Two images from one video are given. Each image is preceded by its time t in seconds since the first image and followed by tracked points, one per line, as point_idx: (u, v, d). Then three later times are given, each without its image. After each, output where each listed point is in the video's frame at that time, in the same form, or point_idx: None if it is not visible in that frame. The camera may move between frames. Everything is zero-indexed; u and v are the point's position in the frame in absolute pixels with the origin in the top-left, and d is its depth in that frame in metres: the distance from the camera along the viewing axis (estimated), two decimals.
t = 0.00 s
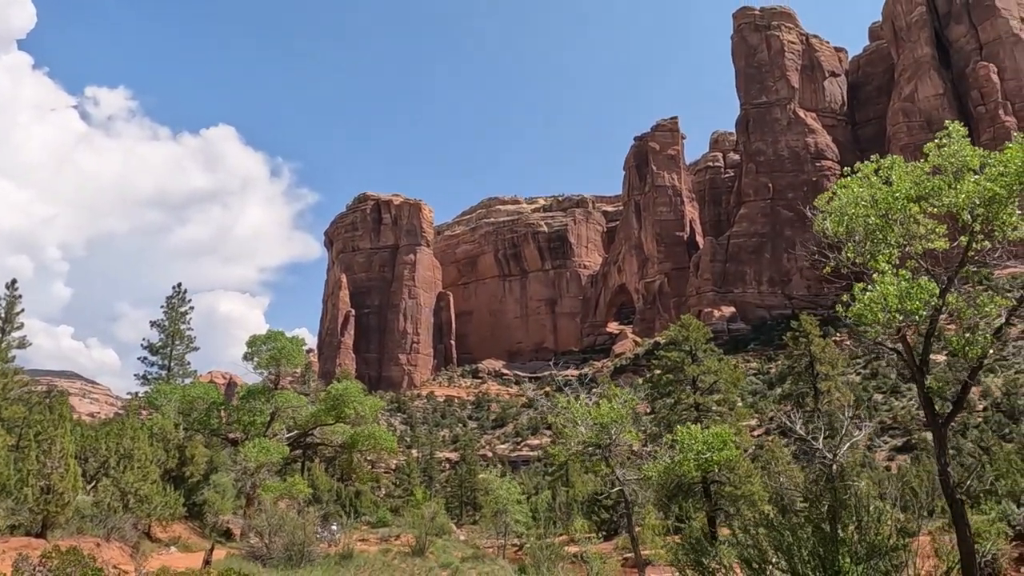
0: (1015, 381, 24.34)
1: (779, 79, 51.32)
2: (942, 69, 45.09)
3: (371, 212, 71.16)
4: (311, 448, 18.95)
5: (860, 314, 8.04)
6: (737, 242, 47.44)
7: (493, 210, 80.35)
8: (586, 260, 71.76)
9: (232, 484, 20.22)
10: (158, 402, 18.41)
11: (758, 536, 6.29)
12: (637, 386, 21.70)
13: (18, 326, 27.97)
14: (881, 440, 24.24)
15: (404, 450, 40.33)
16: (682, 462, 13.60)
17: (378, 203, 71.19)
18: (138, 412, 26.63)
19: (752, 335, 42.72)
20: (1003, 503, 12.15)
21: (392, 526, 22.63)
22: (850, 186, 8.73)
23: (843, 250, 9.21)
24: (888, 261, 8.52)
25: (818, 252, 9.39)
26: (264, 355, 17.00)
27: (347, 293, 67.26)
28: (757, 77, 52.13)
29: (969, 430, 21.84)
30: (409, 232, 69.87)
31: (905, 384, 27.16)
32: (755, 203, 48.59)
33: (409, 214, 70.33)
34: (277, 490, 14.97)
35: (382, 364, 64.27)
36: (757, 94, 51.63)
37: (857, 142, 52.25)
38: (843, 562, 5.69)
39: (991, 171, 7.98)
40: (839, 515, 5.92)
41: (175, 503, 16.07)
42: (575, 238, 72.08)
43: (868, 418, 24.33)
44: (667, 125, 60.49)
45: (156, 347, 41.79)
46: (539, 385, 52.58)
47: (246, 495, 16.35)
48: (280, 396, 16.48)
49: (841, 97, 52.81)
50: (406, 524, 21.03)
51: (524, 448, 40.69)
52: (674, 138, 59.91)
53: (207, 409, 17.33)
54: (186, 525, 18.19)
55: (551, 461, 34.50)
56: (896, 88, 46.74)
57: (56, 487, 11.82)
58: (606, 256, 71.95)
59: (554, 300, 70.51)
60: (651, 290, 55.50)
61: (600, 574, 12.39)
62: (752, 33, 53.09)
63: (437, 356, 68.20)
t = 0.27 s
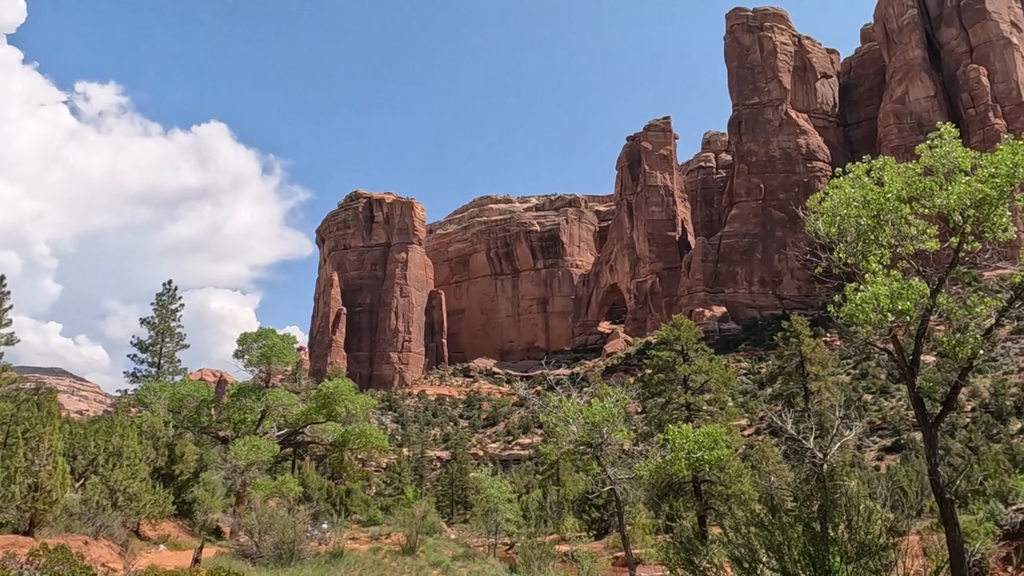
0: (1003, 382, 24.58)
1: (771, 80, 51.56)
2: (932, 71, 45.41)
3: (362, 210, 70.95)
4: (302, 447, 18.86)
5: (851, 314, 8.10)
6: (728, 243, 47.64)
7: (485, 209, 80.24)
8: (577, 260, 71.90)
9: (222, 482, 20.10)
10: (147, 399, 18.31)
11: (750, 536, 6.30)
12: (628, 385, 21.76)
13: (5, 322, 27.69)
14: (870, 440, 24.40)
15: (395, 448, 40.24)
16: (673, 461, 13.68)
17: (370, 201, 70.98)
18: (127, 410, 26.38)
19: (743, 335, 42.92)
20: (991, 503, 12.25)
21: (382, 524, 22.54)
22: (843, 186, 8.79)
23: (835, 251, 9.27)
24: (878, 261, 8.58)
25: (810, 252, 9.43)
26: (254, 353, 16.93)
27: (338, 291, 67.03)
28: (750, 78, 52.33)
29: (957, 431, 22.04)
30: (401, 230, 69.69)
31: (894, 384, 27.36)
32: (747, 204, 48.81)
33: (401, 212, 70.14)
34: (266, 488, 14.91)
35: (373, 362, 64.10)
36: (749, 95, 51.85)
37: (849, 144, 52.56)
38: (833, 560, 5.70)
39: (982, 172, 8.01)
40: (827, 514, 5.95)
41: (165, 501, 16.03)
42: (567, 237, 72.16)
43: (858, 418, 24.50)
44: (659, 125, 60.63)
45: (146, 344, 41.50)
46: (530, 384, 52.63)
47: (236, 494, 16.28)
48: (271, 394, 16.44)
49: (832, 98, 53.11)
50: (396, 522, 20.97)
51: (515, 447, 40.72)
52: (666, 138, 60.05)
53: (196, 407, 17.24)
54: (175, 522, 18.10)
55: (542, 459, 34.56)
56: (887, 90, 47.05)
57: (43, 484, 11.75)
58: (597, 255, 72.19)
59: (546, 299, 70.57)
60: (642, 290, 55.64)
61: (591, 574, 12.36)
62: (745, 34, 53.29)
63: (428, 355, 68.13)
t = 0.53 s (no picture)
0: (991, 383, 24.82)
1: (765, 82, 51.78)
2: (924, 74, 45.72)
3: (355, 208, 70.75)
4: (294, 445, 18.80)
5: (844, 314, 8.15)
6: (720, 243, 47.82)
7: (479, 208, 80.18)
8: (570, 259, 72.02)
9: (212, 481, 20.01)
10: (138, 397, 18.20)
11: (742, 536, 6.34)
12: (621, 384, 21.82)
13: None
14: (860, 440, 24.59)
15: (387, 447, 40.17)
16: (666, 461, 13.74)
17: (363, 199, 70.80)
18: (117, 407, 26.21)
19: (735, 335, 43.09)
20: (979, 503, 12.37)
21: (374, 523, 22.51)
22: (836, 188, 8.85)
23: (828, 251, 9.33)
24: (871, 262, 8.64)
25: (804, 253, 9.48)
26: (246, 351, 16.87)
27: (330, 289, 66.82)
28: (743, 79, 52.54)
29: (946, 431, 22.24)
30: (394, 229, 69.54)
31: (884, 385, 27.58)
32: (739, 204, 49.01)
33: (394, 211, 69.98)
34: (258, 486, 14.85)
35: (365, 361, 63.95)
36: (742, 96, 52.06)
37: (841, 145, 52.85)
38: (824, 560, 5.74)
39: (975, 174, 8.06)
40: (820, 513, 5.99)
41: (155, 499, 15.94)
42: (560, 237, 72.26)
43: (849, 419, 24.68)
44: (652, 125, 60.79)
45: (137, 341, 41.25)
46: (522, 383, 52.64)
47: (227, 492, 16.22)
48: (263, 392, 16.38)
49: (825, 100, 53.40)
50: (388, 521, 20.96)
51: (507, 446, 40.75)
52: (659, 138, 60.21)
53: (187, 405, 17.16)
54: (165, 521, 18.01)
55: (534, 458, 34.61)
56: (879, 92, 47.33)
57: (33, 483, 11.65)
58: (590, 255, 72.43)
59: (538, 299, 70.63)
60: (635, 290, 55.76)
61: (583, 573, 12.39)
62: (738, 35, 53.51)
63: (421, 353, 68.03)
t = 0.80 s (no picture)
0: (981, 384, 25.03)
1: (758, 83, 51.96)
2: (917, 76, 46.01)
3: (348, 207, 70.56)
4: (286, 444, 18.72)
5: (837, 314, 8.21)
6: (713, 243, 47.99)
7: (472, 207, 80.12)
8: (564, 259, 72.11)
9: (204, 479, 19.91)
10: (129, 395, 18.09)
11: (735, 535, 6.36)
12: (614, 384, 21.86)
13: None
14: (852, 440, 24.74)
15: (380, 446, 40.09)
16: (659, 460, 13.78)
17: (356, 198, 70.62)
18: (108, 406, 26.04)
19: (728, 335, 43.25)
20: (970, 503, 12.46)
21: (366, 522, 22.45)
22: (829, 188, 8.91)
23: (821, 252, 9.38)
24: (864, 263, 8.69)
25: (797, 253, 9.54)
26: (239, 349, 16.80)
27: (323, 288, 66.60)
28: (736, 80, 52.74)
29: (937, 431, 22.40)
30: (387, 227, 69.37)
31: (876, 386, 27.75)
32: (732, 205, 49.20)
33: (387, 209, 69.81)
34: (250, 485, 14.79)
35: (358, 359, 63.80)
36: (736, 96, 52.25)
37: (833, 146, 53.11)
38: (817, 560, 5.77)
39: (968, 175, 8.11)
40: (813, 512, 6.02)
41: (146, 498, 15.86)
42: (553, 236, 72.33)
43: (841, 419, 24.81)
44: (646, 125, 60.92)
45: (128, 339, 40.98)
46: (515, 383, 52.65)
47: (219, 491, 16.15)
48: (255, 391, 16.32)
49: (817, 101, 53.66)
50: (381, 521, 20.93)
51: (499, 445, 40.74)
52: (653, 138, 60.35)
53: (179, 403, 17.07)
54: (156, 520, 17.90)
55: (526, 458, 34.66)
56: (872, 94, 47.59)
57: (23, 481, 11.54)
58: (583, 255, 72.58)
59: (532, 298, 70.67)
60: (628, 290, 55.86)
61: (575, 572, 12.43)
62: (732, 36, 53.71)
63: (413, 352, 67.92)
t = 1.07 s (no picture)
0: (972, 385, 25.23)
1: (752, 83, 52.12)
2: (910, 77, 46.27)
3: (342, 205, 70.36)
4: (279, 443, 18.65)
5: (832, 315, 8.25)
6: (707, 243, 48.13)
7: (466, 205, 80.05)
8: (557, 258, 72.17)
9: (196, 478, 19.83)
10: (121, 393, 17.99)
11: (728, 535, 6.39)
12: (607, 384, 21.90)
13: None
14: (844, 440, 24.88)
15: (373, 445, 40.04)
16: (653, 460, 13.82)
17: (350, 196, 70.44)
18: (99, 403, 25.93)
19: (721, 334, 43.39)
20: (961, 503, 12.55)
21: (359, 521, 22.40)
22: (823, 190, 8.94)
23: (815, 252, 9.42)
24: (858, 264, 8.74)
25: (791, 254, 9.58)
26: (231, 347, 16.73)
27: (316, 286, 66.40)
28: (731, 80, 52.89)
29: (928, 431, 22.56)
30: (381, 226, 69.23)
31: (868, 386, 27.92)
32: (726, 205, 49.36)
33: (381, 208, 69.65)
34: (242, 484, 14.72)
35: (351, 358, 63.67)
36: (730, 97, 52.40)
37: (827, 147, 53.35)
38: (810, 559, 5.81)
39: (961, 177, 8.15)
40: (806, 512, 6.06)
41: (138, 496, 15.78)
42: (547, 236, 72.39)
43: (833, 419, 24.95)
44: (640, 125, 61.03)
45: (120, 337, 40.74)
46: (508, 382, 52.64)
47: (211, 489, 16.08)
48: (247, 389, 16.25)
49: (811, 102, 53.87)
50: (374, 519, 20.90)
51: (492, 444, 40.74)
52: (647, 138, 60.45)
53: (171, 401, 17.00)
54: (148, 519, 17.83)
55: (519, 457, 34.69)
56: (865, 95, 47.83)
57: (13, 479, 11.45)
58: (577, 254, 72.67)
59: (525, 297, 70.71)
60: (621, 289, 55.94)
61: (568, 571, 12.47)
62: (726, 37, 53.87)
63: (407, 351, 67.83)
